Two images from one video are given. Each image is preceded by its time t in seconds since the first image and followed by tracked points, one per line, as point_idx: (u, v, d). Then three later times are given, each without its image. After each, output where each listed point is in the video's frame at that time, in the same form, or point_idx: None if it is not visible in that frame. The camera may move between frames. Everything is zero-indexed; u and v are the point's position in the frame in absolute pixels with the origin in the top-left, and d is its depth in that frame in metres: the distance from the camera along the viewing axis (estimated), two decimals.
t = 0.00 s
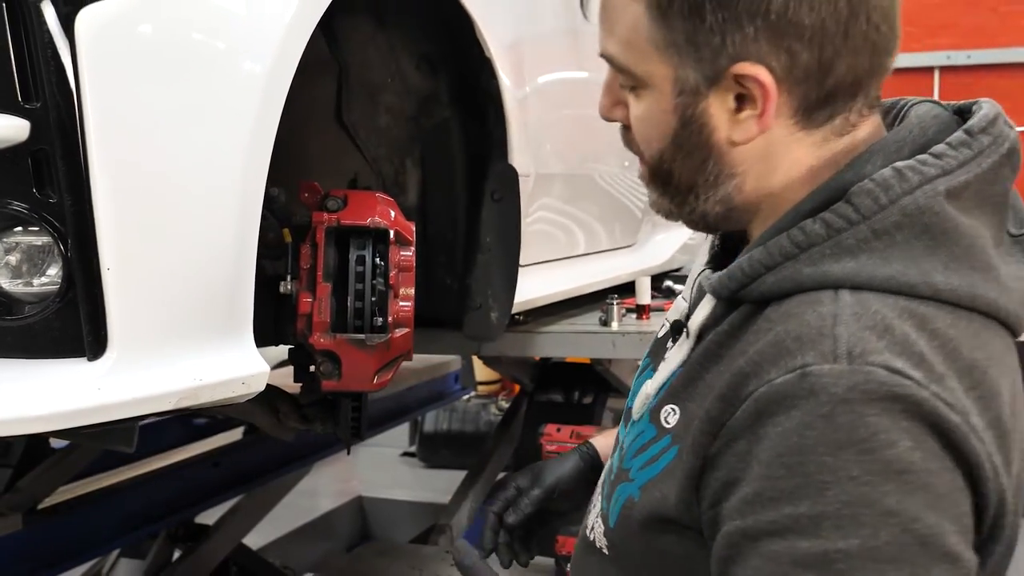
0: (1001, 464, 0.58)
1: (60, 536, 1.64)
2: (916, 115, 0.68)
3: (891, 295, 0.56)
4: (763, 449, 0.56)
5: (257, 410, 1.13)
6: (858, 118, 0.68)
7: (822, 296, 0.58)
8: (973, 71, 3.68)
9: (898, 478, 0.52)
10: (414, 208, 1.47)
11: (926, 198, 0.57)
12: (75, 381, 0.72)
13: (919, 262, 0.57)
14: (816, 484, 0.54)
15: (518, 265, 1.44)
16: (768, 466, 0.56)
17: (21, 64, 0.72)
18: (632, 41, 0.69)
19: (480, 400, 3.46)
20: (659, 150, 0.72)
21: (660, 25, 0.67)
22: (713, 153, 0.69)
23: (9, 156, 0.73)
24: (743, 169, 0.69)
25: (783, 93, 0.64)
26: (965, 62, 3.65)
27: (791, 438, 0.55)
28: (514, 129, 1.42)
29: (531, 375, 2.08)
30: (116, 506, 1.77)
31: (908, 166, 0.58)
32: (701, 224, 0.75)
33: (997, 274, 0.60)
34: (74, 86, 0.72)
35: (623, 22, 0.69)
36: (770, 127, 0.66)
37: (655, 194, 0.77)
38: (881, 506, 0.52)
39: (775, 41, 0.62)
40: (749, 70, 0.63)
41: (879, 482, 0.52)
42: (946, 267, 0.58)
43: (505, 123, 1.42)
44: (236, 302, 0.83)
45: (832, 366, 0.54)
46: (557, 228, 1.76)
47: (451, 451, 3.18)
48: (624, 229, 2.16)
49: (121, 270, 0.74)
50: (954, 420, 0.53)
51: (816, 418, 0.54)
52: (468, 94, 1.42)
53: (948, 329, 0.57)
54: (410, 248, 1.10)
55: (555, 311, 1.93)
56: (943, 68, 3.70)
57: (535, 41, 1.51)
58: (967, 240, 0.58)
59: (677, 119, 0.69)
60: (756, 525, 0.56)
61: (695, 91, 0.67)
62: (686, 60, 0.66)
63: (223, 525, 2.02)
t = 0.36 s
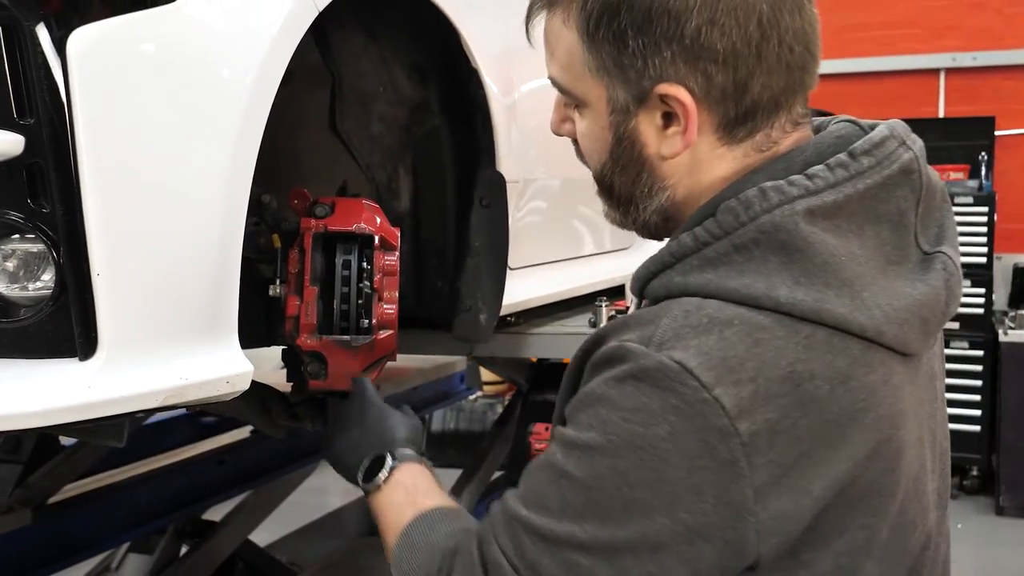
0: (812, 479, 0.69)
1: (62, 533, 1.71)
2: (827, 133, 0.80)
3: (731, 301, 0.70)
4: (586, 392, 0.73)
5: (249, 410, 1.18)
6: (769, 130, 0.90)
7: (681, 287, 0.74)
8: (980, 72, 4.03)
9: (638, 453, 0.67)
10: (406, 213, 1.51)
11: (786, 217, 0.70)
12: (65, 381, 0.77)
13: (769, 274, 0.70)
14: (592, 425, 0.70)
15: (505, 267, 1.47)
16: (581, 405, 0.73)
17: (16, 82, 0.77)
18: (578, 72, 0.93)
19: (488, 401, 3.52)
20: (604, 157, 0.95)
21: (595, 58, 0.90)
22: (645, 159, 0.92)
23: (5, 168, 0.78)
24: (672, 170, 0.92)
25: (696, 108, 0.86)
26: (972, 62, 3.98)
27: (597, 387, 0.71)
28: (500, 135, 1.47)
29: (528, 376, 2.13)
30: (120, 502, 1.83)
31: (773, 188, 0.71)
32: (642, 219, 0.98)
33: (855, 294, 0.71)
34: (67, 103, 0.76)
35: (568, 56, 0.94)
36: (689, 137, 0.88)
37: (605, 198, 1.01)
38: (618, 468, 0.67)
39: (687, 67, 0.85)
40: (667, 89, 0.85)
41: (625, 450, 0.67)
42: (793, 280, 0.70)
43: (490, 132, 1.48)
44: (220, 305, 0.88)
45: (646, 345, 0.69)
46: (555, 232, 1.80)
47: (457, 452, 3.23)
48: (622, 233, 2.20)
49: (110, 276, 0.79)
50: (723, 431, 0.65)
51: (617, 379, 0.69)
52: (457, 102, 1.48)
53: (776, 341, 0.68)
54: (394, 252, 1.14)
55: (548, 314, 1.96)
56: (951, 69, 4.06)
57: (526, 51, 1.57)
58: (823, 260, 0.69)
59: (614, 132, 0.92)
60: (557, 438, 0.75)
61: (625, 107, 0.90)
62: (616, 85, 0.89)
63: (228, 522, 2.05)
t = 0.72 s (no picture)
0: (729, 442, 0.85)
1: (74, 531, 1.77)
2: (774, 142, 0.93)
3: (673, 278, 0.86)
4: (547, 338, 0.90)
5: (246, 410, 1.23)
6: (742, 141, 0.95)
7: (636, 263, 0.91)
8: (994, 72, 4.20)
9: (572, 392, 0.83)
10: (403, 218, 1.56)
11: (725, 210, 0.85)
12: (59, 382, 0.82)
13: (708, 258, 0.86)
14: (545, 362, 0.87)
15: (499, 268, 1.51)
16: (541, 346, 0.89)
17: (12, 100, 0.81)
18: (568, 81, 0.95)
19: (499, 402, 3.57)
20: (588, 163, 0.98)
21: (584, 69, 0.93)
22: (629, 165, 0.95)
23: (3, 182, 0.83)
24: (652, 178, 0.95)
25: (680, 119, 0.90)
26: (986, 63, 4.19)
27: (555, 334, 0.88)
28: (493, 139, 1.51)
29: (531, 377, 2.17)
30: (131, 499, 1.88)
31: (717, 186, 0.86)
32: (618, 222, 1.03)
33: (783, 282, 0.85)
34: (59, 118, 0.81)
35: (558, 65, 0.96)
36: (672, 146, 0.92)
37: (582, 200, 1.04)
38: (555, 401, 0.84)
39: (673, 80, 0.88)
40: (654, 100, 0.89)
41: (562, 388, 0.83)
42: (727, 266, 0.85)
43: (484, 140, 1.52)
44: (208, 310, 0.92)
45: (596, 303, 0.85)
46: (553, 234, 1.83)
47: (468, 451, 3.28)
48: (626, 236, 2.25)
49: (102, 283, 0.83)
50: (645, 385, 0.80)
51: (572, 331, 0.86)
52: (454, 111, 1.51)
53: (708, 314, 0.83)
54: (383, 258, 1.18)
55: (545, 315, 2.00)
56: (965, 70, 4.26)
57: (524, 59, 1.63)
58: (755, 249, 0.85)
59: (600, 139, 0.95)
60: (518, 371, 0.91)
61: (612, 116, 0.93)
62: (604, 94, 0.92)
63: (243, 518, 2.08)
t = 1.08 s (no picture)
0: (711, 437, 0.87)
1: (93, 525, 1.82)
2: (751, 154, 0.96)
3: (658, 282, 0.87)
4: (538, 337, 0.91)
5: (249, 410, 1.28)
6: (717, 156, 0.98)
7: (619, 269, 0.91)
8: (1011, 72, 4.19)
9: (565, 381, 0.84)
10: (405, 223, 1.59)
11: (706, 218, 0.87)
12: (58, 385, 0.86)
13: (691, 265, 0.87)
14: (536, 357, 0.88)
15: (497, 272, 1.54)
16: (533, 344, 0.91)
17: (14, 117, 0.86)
18: (552, 98, 0.97)
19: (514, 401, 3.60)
20: (571, 177, 1.00)
21: (568, 87, 0.94)
22: (610, 179, 0.97)
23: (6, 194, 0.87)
24: (633, 192, 0.97)
25: (661, 135, 0.93)
26: (1003, 64, 4.18)
27: (552, 325, 0.89)
28: (489, 145, 1.55)
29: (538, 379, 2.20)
30: (146, 495, 1.93)
31: (699, 195, 0.88)
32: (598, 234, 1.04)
33: (763, 284, 0.88)
34: (57, 135, 0.85)
35: (543, 81, 0.97)
36: (652, 162, 0.94)
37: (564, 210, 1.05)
38: (550, 387, 0.85)
39: (653, 98, 0.91)
40: (635, 117, 0.91)
41: (556, 375, 0.85)
42: (709, 269, 0.87)
43: (482, 147, 1.55)
44: (201, 315, 0.97)
45: (585, 303, 0.87)
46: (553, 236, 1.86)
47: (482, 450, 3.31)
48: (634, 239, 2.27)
49: (98, 291, 0.88)
50: (635, 379, 0.82)
51: (560, 330, 0.87)
52: (451, 118, 1.55)
53: (693, 313, 0.85)
54: (377, 264, 1.22)
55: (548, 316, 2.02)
56: (982, 70, 4.25)
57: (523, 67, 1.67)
58: (736, 254, 0.87)
59: (583, 153, 0.97)
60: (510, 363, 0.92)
61: (595, 132, 0.95)
62: (587, 111, 0.94)
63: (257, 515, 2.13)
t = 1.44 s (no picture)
0: (695, 439, 0.87)
1: (108, 522, 1.88)
2: (727, 167, 0.99)
3: (640, 289, 0.88)
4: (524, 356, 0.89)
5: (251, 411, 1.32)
6: (696, 167, 1.01)
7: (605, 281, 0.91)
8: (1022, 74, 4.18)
9: (563, 401, 0.82)
10: (405, 229, 1.63)
11: (686, 227, 0.88)
12: (63, 388, 0.91)
13: (672, 272, 0.88)
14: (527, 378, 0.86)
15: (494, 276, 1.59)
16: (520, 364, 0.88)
17: (21, 133, 0.91)
18: (541, 113, 0.98)
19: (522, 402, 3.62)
20: (557, 189, 1.02)
21: (557, 103, 0.96)
22: (597, 190, 0.99)
23: (14, 206, 0.92)
24: (617, 203, 1.00)
25: (646, 148, 0.95)
26: (1014, 65, 4.16)
27: (538, 342, 0.87)
28: (485, 154, 1.58)
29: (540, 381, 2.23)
30: (153, 495, 1.98)
31: (679, 205, 0.89)
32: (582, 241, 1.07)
33: (741, 291, 0.89)
34: (62, 150, 0.89)
35: (532, 97, 0.98)
36: (637, 172, 0.96)
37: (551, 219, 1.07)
38: (548, 411, 0.83)
39: (640, 112, 0.93)
40: (623, 130, 0.93)
41: (552, 396, 0.83)
42: (690, 277, 0.88)
43: (477, 155, 1.59)
44: (198, 322, 1.01)
45: (574, 317, 0.85)
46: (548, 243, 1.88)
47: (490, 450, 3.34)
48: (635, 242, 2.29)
49: (101, 299, 0.92)
50: (630, 389, 0.81)
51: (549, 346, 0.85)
52: (449, 129, 1.58)
53: (675, 320, 0.86)
54: (373, 271, 1.26)
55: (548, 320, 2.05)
56: (992, 72, 4.24)
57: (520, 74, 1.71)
58: (715, 262, 0.88)
59: (570, 166, 0.99)
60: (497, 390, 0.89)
61: (583, 145, 0.96)
62: (576, 126, 0.96)
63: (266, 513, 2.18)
